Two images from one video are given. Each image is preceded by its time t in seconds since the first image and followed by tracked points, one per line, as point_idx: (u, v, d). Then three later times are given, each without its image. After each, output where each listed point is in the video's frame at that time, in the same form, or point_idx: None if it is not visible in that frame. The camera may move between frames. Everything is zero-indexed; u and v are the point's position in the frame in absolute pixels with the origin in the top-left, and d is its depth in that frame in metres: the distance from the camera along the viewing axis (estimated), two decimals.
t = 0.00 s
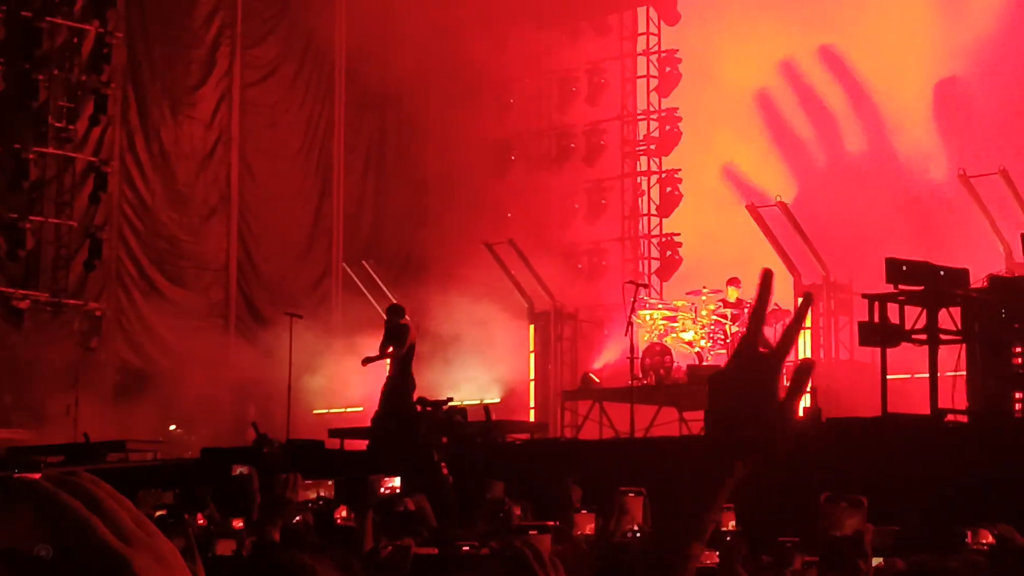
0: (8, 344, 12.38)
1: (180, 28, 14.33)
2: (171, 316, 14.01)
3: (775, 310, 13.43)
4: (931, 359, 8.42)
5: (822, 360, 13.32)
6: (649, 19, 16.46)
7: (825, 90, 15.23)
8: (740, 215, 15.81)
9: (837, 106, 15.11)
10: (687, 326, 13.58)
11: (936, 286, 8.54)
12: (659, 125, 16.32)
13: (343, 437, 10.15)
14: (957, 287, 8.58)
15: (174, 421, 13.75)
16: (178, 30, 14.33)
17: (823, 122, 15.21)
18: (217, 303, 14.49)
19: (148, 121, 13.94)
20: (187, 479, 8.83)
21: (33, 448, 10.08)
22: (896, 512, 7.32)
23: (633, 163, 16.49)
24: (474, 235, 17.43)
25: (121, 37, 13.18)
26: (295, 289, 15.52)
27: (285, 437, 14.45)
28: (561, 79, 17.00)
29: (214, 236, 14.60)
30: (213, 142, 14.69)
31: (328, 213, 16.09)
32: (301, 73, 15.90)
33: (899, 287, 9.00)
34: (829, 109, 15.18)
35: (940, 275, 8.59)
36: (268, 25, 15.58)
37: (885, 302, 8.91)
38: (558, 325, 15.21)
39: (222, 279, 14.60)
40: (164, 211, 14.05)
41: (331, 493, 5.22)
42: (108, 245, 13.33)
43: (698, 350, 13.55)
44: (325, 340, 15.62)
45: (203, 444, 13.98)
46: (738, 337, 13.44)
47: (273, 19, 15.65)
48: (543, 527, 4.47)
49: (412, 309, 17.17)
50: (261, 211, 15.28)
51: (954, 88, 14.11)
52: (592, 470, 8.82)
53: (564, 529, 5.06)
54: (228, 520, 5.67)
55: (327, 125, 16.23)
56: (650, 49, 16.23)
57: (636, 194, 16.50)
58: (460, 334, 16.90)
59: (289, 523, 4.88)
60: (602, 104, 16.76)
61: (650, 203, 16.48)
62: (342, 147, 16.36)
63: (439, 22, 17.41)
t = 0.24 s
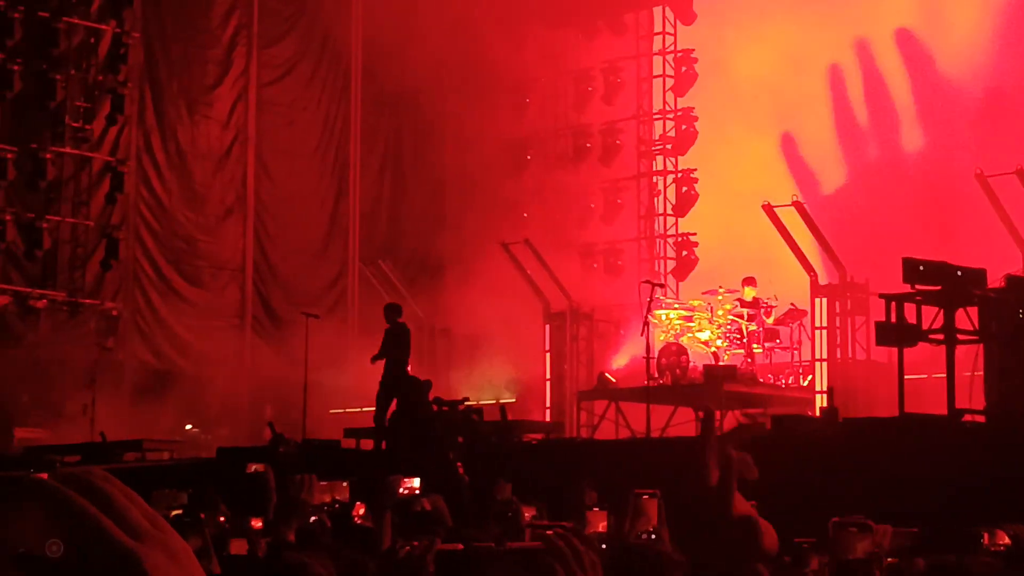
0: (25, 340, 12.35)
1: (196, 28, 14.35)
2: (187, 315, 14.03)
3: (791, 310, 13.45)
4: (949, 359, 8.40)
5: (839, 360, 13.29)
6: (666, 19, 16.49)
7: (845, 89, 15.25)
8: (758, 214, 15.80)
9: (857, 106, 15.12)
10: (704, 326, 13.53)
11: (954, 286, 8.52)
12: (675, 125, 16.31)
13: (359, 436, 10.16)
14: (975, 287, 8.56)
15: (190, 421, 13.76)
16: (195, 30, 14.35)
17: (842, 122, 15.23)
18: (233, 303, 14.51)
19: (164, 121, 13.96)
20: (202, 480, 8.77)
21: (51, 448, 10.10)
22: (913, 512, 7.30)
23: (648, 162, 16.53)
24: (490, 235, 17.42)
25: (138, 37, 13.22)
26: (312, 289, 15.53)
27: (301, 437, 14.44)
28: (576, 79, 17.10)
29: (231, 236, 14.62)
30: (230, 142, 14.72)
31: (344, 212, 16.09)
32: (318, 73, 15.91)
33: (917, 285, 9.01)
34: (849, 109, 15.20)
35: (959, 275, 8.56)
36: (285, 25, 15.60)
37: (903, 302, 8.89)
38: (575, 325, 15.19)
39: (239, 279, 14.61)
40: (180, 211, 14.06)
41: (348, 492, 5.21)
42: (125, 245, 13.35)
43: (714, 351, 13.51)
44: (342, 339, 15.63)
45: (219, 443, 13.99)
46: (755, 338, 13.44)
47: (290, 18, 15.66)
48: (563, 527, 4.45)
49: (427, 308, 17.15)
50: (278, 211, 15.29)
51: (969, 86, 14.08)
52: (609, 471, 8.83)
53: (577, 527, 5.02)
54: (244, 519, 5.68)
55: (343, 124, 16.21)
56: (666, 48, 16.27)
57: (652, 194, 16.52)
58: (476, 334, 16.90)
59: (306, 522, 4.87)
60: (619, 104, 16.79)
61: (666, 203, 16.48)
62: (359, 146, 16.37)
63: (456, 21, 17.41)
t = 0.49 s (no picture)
0: (35, 337, 12.39)
1: (207, 24, 14.37)
2: (198, 312, 14.06)
3: (801, 309, 13.45)
4: (958, 359, 8.38)
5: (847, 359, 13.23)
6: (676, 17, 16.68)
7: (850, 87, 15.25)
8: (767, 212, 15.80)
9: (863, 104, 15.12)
10: (714, 324, 13.55)
11: (964, 286, 8.50)
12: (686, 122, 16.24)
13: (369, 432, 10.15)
14: (985, 287, 8.54)
15: (200, 417, 13.77)
16: (205, 26, 14.37)
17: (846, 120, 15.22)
18: (243, 300, 14.53)
19: (176, 117, 13.99)
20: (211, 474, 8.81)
21: (61, 444, 10.10)
22: (924, 512, 7.28)
23: (659, 160, 16.48)
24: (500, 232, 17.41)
25: (149, 33, 13.24)
26: (321, 286, 15.52)
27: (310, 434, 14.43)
28: (587, 77, 17.29)
29: (241, 233, 14.63)
30: (241, 138, 14.73)
31: (354, 209, 16.07)
32: (329, 70, 15.91)
33: (927, 286, 9.00)
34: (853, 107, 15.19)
35: (969, 275, 8.55)
36: (296, 22, 15.61)
37: (913, 302, 8.87)
38: (586, 323, 15.18)
39: (249, 276, 14.63)
40: (191, 208, 14.09)
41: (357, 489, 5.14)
42: (136, 241, 13.37)
43: (724, 349, 13.53)
44: (352, 337, 15.62)
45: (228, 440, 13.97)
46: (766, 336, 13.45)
47: (301, 15, 15.67)
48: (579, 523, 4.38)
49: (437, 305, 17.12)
50: (288, 208, 15.31)
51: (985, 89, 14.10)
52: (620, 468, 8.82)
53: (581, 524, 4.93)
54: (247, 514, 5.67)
55: (354, 121, 16.21)
56: (678, 46, 16.33)
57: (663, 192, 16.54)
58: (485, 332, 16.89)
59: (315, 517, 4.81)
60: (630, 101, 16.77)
61: (677, 200, 16.44)
62: (370, 143, 16.36)
63: (466, 17, 17.41)
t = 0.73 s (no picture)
0: (48, 337, 12.41)
1: (216, 23, 14.38)
2: (207, 311, 14.06)
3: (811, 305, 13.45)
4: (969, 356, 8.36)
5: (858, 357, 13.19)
6: (684, 13, 16.46)
7: (852, 85, 15.25)
8: (775, 210, 15.76)
9: (865, 102, 15.13)
10: (723, 322, 13.53)
11: (975, 282, 8.48)
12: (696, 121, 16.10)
13: (379, 430, 10.15)
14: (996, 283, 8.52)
15: (210, 416, 13.77)
16: (214, 25, 14.38)
17: (849, 118, 15.24)
18: (253, 299, 14.54)
19: (185, 116, 13.99)
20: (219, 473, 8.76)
21: (74, 442, 10.11)
22: (935, 509, 7.27)
23: (669, 160, 16.24)
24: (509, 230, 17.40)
25: (158, 32, 13.27)
26: (331, 284, 15.53)
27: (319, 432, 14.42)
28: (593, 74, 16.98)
29: (250, 232, 14.64)
30: (249, 137, 14.74)
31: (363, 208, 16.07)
32: (337, 68, 15.91)
33: (937, 283, 9.00)
34: (855, 105, 15.20)
35: (979, 272, 8.52)
36: (305, 20, 15.62)
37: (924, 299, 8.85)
38: (595, 321, 15.17)
39: (258, 274, 14.64)
40: (200, 206, 14.09)
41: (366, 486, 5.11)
42: (145, 240, 13.38)
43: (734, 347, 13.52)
44: (361, 335, 15.61)
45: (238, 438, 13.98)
46: (776, 333, 13.45)
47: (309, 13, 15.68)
48: (592, 520, 4.34)
49: (447, 303, 17.11)
50: (297, 207, 15.31)
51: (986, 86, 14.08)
52: (631, 465, 8.80)
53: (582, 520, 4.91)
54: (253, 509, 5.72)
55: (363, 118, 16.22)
56: (686, 44, 16.17)
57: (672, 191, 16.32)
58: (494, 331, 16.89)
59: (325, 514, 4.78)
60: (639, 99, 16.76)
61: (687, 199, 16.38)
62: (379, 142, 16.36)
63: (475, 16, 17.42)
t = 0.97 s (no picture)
0: (56, 337, 12.43)
1: (222, 24, 14.41)
2: (215, 311, 14.09)
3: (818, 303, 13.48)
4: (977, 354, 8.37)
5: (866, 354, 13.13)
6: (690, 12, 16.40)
7: (855, 81, 15.27)
8: (780, 207, 15.78)
9: (868, 97, 15.15)
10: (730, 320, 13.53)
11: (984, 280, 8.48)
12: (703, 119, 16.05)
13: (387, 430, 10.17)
14: (1004, 281, 8.52)
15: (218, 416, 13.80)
16: (220, 26, 14.41)
17: (852, 113, 15.25)
18: (260, 298, 14.56)
19: (192, 116, 14.01)
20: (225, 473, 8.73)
21: (82, 441, 10.14)
22: (944, 507, 7.28)
23: (676, 157, 16.22)
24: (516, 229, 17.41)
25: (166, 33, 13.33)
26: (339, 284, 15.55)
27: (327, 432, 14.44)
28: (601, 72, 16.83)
29: (257, 231, 14.66)
30: (256, 137, 14.76)
31: (370, 207, 16.08)
32: (344, 68, 15.93)
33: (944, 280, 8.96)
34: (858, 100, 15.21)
35: (987, 270, 8.53)
36: (311, 19, 15.64)
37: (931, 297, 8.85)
38: (602, 319, 15.18)
39: (265, 274, 14.66)
40: (207, 206, 14.12)
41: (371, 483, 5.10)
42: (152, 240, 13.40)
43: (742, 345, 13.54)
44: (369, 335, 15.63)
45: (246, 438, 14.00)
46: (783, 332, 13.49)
47: (316, 13, 15.70)
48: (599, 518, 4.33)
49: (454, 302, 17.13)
50: (304, 207, 15.33)
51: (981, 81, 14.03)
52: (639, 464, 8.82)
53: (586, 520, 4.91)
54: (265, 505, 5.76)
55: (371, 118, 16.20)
56: (693, 42, 16.13)
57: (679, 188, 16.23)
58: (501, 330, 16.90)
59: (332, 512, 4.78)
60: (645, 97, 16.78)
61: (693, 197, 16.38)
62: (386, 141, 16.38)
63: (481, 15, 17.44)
